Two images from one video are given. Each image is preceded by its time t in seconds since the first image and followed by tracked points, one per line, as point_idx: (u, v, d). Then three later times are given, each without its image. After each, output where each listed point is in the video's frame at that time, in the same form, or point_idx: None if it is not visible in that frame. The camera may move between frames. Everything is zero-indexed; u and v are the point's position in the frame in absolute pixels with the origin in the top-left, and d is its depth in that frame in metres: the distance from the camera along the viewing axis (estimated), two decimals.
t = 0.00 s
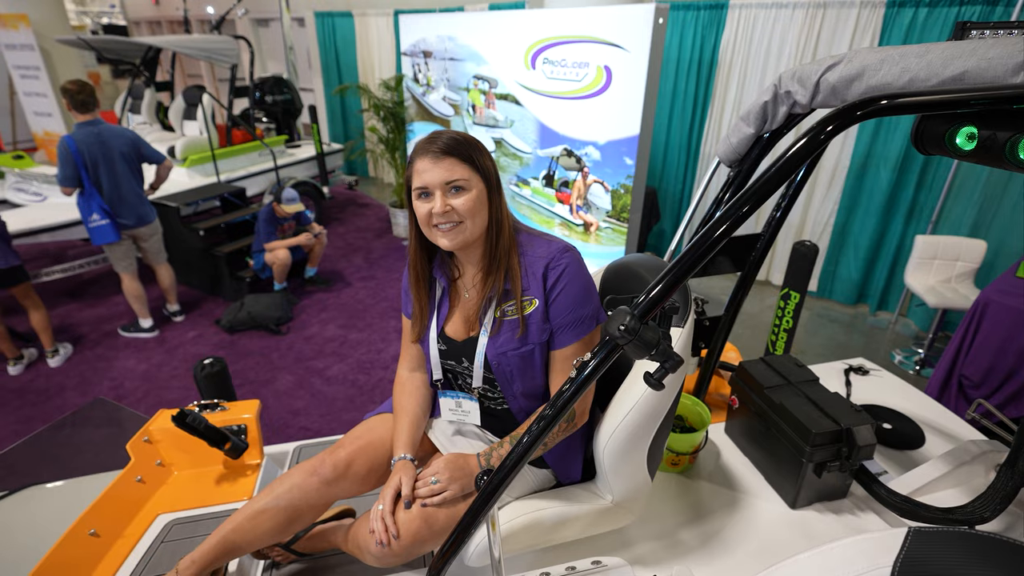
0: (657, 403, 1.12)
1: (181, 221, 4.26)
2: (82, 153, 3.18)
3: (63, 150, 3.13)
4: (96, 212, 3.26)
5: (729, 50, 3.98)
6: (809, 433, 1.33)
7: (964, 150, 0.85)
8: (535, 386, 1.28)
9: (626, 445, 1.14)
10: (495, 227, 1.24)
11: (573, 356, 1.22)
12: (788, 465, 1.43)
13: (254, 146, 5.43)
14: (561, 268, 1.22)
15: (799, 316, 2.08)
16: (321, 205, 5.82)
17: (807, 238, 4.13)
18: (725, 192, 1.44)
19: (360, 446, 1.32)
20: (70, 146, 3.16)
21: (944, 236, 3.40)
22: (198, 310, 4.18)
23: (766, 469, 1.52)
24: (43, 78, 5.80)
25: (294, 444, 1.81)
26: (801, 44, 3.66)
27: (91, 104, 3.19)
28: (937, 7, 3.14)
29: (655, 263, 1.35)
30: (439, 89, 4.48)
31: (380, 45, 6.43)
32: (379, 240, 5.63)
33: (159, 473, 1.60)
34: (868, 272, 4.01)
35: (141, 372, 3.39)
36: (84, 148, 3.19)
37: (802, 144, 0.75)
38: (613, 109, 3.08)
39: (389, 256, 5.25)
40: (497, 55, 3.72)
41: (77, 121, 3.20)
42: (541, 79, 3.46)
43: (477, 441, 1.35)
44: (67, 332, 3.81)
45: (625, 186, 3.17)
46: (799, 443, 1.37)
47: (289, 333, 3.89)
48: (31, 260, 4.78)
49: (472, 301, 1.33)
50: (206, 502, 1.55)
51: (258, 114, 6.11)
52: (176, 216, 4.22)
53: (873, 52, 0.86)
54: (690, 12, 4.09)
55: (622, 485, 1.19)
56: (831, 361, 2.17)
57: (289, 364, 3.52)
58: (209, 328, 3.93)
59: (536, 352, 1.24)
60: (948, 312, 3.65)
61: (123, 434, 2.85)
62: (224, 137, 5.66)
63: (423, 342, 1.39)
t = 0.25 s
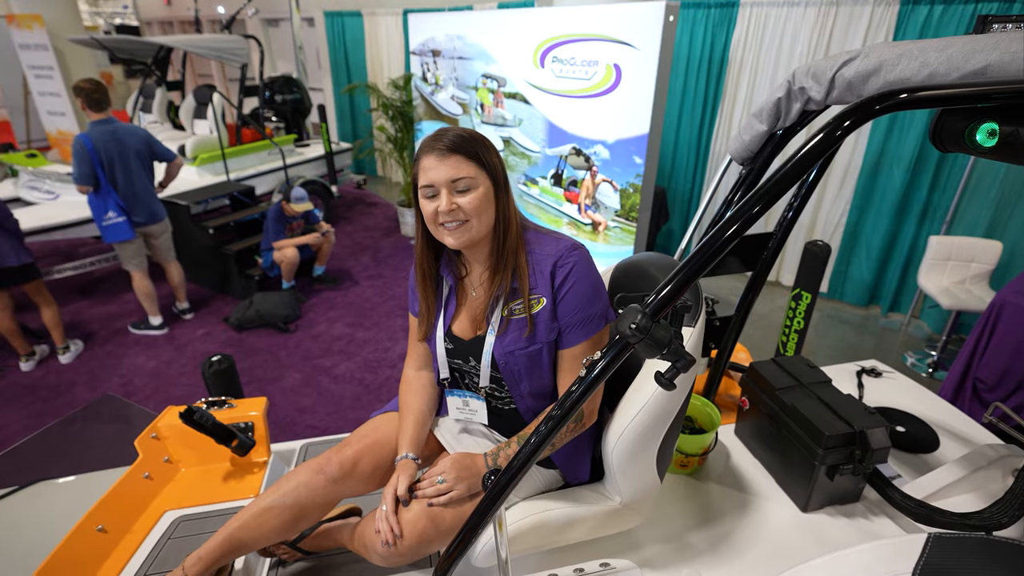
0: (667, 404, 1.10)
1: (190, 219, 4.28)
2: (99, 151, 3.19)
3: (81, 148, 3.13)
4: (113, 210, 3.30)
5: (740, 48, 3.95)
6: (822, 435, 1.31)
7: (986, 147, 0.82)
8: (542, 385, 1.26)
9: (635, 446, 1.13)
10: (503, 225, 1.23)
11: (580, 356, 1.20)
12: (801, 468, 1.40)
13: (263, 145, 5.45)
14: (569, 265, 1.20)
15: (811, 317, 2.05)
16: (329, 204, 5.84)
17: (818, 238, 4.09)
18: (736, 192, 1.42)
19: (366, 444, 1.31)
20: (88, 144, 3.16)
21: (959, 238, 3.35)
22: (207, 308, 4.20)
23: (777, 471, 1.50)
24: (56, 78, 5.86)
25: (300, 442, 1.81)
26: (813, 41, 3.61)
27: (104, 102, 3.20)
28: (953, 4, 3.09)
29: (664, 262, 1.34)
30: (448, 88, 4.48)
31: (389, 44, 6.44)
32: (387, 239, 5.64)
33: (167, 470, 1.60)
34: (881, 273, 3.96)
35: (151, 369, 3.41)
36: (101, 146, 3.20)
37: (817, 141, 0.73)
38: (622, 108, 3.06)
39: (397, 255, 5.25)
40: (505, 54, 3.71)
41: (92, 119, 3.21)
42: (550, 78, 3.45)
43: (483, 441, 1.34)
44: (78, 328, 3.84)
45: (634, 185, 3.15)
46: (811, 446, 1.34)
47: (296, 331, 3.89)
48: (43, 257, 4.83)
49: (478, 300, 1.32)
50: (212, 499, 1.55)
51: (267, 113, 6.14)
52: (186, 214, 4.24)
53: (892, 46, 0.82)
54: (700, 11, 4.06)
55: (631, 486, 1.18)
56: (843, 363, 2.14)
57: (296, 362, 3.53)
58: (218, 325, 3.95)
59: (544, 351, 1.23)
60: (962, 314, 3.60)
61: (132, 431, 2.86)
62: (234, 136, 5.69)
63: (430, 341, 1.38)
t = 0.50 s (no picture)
0: (671, 403, 1.11)
1: (196, 219, 4.30)
2: (111, 151, 3.21)
3: (93, 147, 3.13)
4: (122, 209, 3.30)
5: (744, 49, 3.94)
6: (825, 436, 1.31)
7: (990, 148, 0.82)
8: (547, 385, 1.27)
9: (640, 445, 1.13)
10: (507, 226, 1.24)
11: (585, 356, 1.21)
12: (805, 469, 1.40)
13: (268, 145, 5.47)
14: (574, 266, 1.21)
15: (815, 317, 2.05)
16: (333, 203, 5.86)
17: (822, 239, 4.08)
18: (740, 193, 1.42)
19: (372, 443, 1.32)
20: (99, 144, 3.17)
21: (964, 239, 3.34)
22: (212, 307, 4.22)
23: (781, 472, 1.50)
24: (63, 78, 5.90)
25: (306, 441, 1.82)
26: (818, 41, 3.60)
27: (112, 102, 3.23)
28: (959, 4, 3.08)
29: (668, 262, 1.34)
30: (452, 89, 4.49)
31: (393, 44, 6.45)
32: (391, 238, 5.65)
33: (174, 467, 1.61)
34: (885, 274, 3.95)
35: (156, 368, 3.43)
36: (112, 145, 3.21)
37: (821, 144, 0.74)
38: (627, 108, 3.06)
39: (401, 254, 5.27)
40: (510, 54, 3.72)
41: (101, 119, 3.22)
42: (554, 78, 3.45)
43: (488, 440, 1.35)
44: (84, 327, 3.86)
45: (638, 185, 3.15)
46: (815, 446, 1.34)
47: (301, 331, 3.91)
48: (50, 257, 4.86)
49: (484, 300, 1.33)
50: (219, 496, 1.56)
51: (272, 113, 6.16)
52: (191, 213, 4.27)
53: (898, 48, 0.82)
54: (704, 11, 4.06)
55: (635, 485, 1.19)
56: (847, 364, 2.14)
57: (301, 362, 3.54)
58: (223, 324, 3.97)
59: (548, 351, 1.23)
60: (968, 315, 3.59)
61: (138, 429, 2.88)
62: (239, 136, 5.72)
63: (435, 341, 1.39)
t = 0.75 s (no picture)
0: (674, 401, 1.13)
1: (198, 219, 4.32)
2: (118, 151, 3.22)
3: (102, 147, 3.14)
4: (130, 208, 3.32)
5: (744, 50, 3.96)
6: (825, 434, 1.33)
7: (987, 152, 0.84)
8: (552, 384, 1.29)
9: (643, 443, 1.15)
10: (513, 227, 1.25)
11: (589, 355, 1.23)
12: (805, 467, 1.42)
13: (270, 145, 5.49)
14: (578, 266, 1.23)
15: (815, 317, 2.06)
16: (334, 203, 5.87)
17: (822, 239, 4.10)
18: (741, 195, 1.44)
19: (379, 441, 1.34)
20: (107, 144, 3.17)
21: (963, 239, 3.35)
22: (215, 307, 4.24)
23: (781, 470, 1.52)
24: (64, 78, 5.91)
25: (311, 439, 1.84)
26: (819, 42, 3.61)
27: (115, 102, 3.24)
28: (958, 6, 3.10)
29: (670, 263, 1.36)
30: (453, 89, 4.50)
31: (394, 45, 6.47)
32: (392, 239, 5.67)
33: (181, 465, 1.63)
34: (885, 274, 3.97)
35: (159, 367, 3.45)
36: (120, 145, 3.22)
37: (822, 148, 0.75)
38: (628, 109, 3.08)
39: (402, 255, 5.28)
40: (511, 55, 3.74)
41: (106, 120, 3.23)
42: (555, 79, 3.46)
43: (493, 439, 1.36)
44: (87, 327, 3.88)
45: (639, 186, 3.17)
46: (815, 445, 1.36)
47: (303, 330, 3.93)
48: (53, 256, 4.88)
49: (489, 300, 1.34)
50: (226, 494, 1.58)
51: (274, 113, 6.18)
52: (194, 214, 4.28)
53: (897, 52, 0.83)
54: (705, 13, 4.08)
55: (638, 483, 1.20)
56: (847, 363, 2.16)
57: (303, 361, 3.56)
58: (225, 324, 3.99)
59: (553, 351, 1.25)
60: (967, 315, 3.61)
61: (142, 428, 2.90)
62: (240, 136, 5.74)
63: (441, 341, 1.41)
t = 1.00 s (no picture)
0: (681, 397, 1.14)
1: (201, 219, 4.33)
2: (124, 150, 3.22)
3: (109, 147, 3.15)
4: (136, 208, 3.34)
5: (746, 50, 3.97)
6: (829, 431, 1.34)
7: (989, 150, 0.85)
8: (560, 380, 1.30)
9: (649, 439, 1.16)
10: (521, 226, 1.26)
11: (597, 352, 1.24)
12: (809, 464, 1.43)
13: (272, 146, 5.51)
14: (586, 264, 1.24)
15: (816, 316, 2.08)
16: (336, 203, 5.88)
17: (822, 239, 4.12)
18: (745, 194, 1.45)
19: (387, 437, 1.36)
20: (114, 144, 3.17)
21: (963, 239, 3.37)
22: (217, 306, 4.25)
23: (785, 467, 1.53)
24: (66, 78, 5.90)
25: (316, 437, 1.85)
26: (820, 43, 3.62)
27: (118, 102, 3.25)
28: (959, 7, 3.10)
29: (677, 261, 1.37)
30: (455, 90, 4.51)
31: (396, 45, 6.47)
32: (393, 238, 5.67)
33: (189, 462, 1.65)
34: (885, 273, 3.98)
35: (163, 366, 3.46)
36: (126, 145, 3.23)
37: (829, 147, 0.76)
38: (630, 109, 3.09)
39: (404, 254, 5.29)
40: (514, 55, 3.75)
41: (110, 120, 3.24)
42: (558, 79, 3.47)
43: (500, 435, 1.38)
44: (90, 326, 3.89)
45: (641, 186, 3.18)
46: (819, 441, 1.37)
47: (305, 330, 3.94)
48: (55, 256, 4.89)
49: (497, 298, 1.35)
50: (233, 490, 1.59)
51: (275, 113, 6.18)
52: (196, 213, 4.29)
53: (901, 52, 0.85)
54: (706, 14, 4.09)
55: (643, 479, 1.22)
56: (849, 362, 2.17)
57: (306, 360, 3.57)
58: (228, 324, 4.00)
59: (561, 347, 1.26)
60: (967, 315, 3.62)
61: (146, 426, 2.91)
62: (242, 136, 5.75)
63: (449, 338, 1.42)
